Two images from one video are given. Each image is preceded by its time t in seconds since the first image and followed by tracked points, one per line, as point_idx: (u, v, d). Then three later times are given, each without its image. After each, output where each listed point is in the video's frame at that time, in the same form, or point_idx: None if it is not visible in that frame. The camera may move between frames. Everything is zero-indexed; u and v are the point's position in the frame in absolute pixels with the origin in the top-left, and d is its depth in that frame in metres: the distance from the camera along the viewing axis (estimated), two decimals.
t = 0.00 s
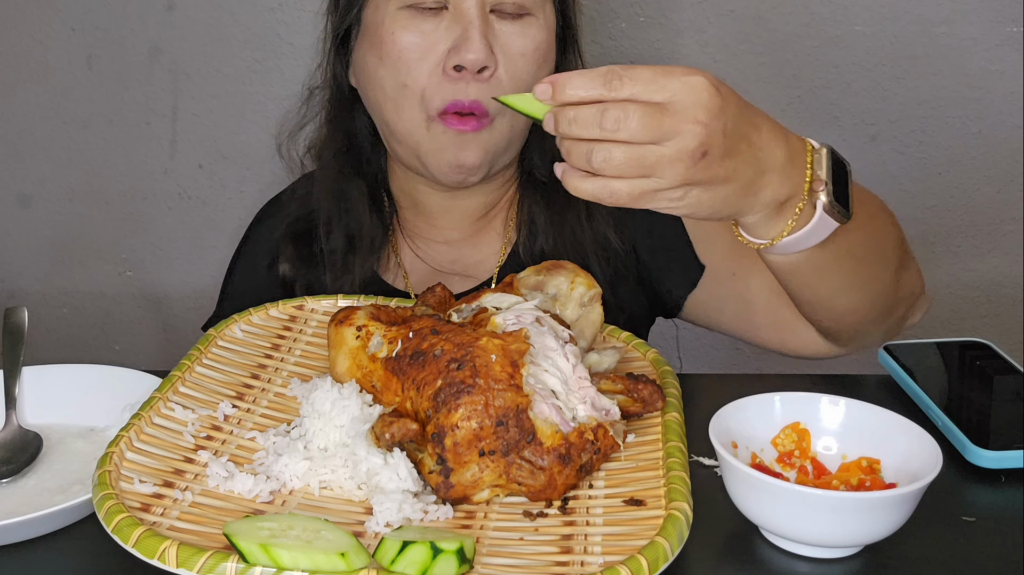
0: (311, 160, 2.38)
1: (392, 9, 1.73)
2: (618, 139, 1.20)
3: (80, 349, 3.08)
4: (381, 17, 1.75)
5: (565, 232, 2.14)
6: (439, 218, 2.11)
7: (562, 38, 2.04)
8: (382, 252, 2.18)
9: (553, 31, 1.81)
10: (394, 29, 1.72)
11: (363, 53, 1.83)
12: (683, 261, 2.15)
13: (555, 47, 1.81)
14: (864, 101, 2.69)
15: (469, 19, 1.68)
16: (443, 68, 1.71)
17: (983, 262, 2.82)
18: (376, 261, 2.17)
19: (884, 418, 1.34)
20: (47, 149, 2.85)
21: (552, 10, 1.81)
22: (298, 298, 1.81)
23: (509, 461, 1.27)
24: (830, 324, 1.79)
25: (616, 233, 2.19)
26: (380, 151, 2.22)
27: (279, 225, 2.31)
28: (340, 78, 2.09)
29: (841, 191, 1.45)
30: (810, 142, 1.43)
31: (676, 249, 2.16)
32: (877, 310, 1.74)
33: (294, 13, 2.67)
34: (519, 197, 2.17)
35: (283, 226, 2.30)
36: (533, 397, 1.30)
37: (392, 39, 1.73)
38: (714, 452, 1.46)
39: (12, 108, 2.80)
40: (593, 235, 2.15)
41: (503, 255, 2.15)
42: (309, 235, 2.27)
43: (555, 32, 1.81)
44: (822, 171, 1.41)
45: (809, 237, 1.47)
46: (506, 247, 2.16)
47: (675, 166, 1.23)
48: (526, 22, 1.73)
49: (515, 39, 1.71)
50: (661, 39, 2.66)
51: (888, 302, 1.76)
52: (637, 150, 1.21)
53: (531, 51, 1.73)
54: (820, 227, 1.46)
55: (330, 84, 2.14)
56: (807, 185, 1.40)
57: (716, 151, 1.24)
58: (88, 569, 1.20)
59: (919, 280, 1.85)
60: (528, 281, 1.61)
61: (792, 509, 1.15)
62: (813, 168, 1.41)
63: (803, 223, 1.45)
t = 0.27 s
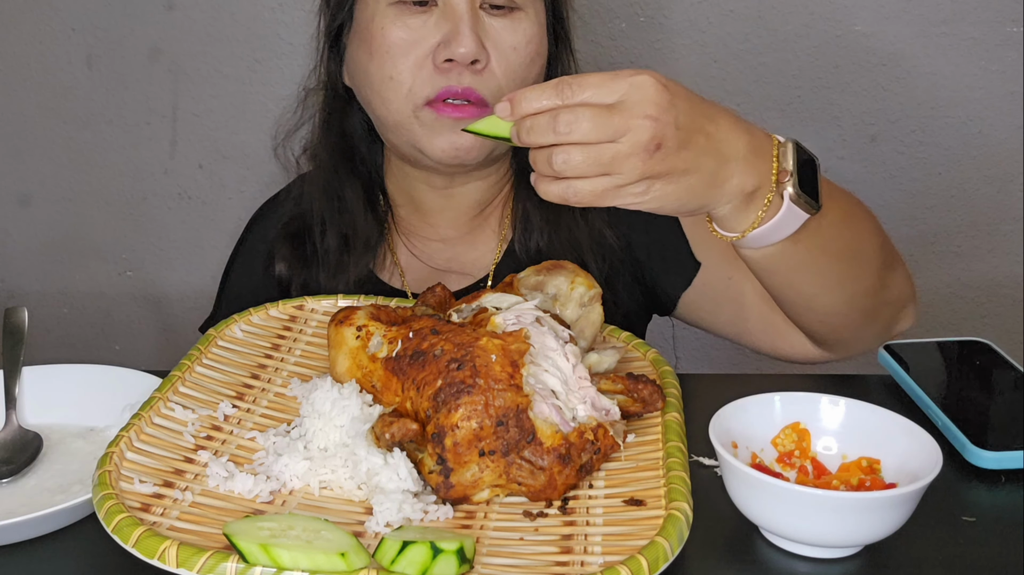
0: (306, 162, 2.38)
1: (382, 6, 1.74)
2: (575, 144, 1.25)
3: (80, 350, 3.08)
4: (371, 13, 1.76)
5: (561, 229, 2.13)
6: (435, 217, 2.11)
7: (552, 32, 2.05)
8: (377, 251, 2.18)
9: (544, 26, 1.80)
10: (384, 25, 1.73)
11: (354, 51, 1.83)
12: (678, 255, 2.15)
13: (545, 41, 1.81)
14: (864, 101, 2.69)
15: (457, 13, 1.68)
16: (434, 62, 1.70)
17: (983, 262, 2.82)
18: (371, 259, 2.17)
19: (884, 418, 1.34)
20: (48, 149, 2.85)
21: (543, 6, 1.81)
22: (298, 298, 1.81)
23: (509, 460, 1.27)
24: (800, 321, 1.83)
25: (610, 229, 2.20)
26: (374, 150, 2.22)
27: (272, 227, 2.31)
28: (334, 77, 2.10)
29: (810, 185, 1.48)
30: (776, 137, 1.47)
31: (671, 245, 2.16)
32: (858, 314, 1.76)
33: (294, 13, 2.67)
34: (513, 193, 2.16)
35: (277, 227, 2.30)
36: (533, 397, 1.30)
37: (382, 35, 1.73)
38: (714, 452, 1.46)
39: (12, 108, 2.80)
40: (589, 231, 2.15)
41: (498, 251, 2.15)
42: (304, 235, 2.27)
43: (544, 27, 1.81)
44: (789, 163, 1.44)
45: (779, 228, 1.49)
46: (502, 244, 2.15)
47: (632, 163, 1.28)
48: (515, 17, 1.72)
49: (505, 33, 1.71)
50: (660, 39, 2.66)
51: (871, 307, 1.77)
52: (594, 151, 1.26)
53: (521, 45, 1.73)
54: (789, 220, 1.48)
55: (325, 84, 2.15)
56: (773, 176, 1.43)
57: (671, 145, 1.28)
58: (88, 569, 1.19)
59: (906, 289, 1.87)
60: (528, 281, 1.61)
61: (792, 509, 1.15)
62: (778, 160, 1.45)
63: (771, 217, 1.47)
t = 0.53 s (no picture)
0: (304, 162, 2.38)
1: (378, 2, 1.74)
2: (540, 126, 1.24)
3: (80, 350, 3.08)
4: (368, 9, 1.76)
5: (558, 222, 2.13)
6: (432, 215, 2.11)
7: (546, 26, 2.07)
8: (374, 250, 2.18)
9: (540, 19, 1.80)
10: (381, 20, 1.73)
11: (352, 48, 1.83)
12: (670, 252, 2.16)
13: (541, 35, 1.81)
14: (864, 101, 2.69)
15: (454, 8, 1.68)
16: (431, 57, 1.70)
17: (983, 262, 2.82)
18: (368, 258, 2.17)
19: (884, 418, 1.35)
20: (48, 149, 2.85)
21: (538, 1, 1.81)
22: (298, 298, 1.81)
23: (509, 461, 1.27)
24: (761, 321, 1.83)
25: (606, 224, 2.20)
26: (371, 149, 2.22)
27: (270, 227, 2.31)
28: (330, 77, 2.10)
29: (776, 187, 1.45)
30: (752, 136, 1.43)
31: (665, 240, 2.17)
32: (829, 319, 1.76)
33: (293, 13, 2.67)
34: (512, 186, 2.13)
35: (275, 227, 2.30)
36: (533, 397, 1.30)
37: (378, 30, 1.73)
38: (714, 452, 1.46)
39: (13, 108, 2.80)
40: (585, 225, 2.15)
41: (495, 248, 2.15)
42: (302, 235, 2.27)
43: (541, 22, 1.81)
44: (759, 165, 1.41)
45: (740, 227, 1.47)
46: (499, 239, 2.15)
47: (595, 151, 1.26)
48: (512, 11, 1.72)
49: (502, 27, 1.71)
50: (660, 39, 2.66)
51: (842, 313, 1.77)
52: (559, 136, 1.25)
53: (518, 39, 1.73)
54: (750, 220, 1.46)
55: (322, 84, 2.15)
56: (740, 176, 1.40)
57: (636, 136, 1.26)
58: (88, 569, 1.20)
59: (879, 304, 1.85)
60: (529, 281, 1.61)
61: (793, 509, 1.15)
62: (749, 160, 1.41)
63: (734, 214, 1.45)
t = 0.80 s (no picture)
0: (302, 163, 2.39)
1: None
2: (496, 129, 1.39)
3: (80, 350, 3.08)
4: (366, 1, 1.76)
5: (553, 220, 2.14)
6: (428, 214, 2.12)
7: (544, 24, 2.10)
8: (373, 250, 2.18)
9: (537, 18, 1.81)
10: (378, 12, 1.73)
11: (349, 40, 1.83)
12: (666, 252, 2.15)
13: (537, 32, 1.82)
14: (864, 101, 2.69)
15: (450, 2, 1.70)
16: (426, 49, 1.70)
17: (983, 262, 2.82)
18: (365, 256, 2.16)
19: (884, 417, 1.35)
20: (48, 149, 2.85)
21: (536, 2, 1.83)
22: (298, 298, 1.81)
23: (509, 461, 1.27)
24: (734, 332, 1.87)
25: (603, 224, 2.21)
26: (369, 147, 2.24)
27: (269, 227, 2.31)
28: (328, 74, 2.12)
29: (727, 199, 1.55)
30: (711, 149, 1.53)
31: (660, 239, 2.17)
32: (799, 332, 1.80)
33: (293, 13, 2.67)
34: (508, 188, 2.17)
35: (274, 227, 2.29)
36: (533, 397, 1.30)
37: (374, 21, 1.73)
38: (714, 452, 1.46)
39: (13, 108, 2.80)
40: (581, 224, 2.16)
41: (492, 246, 2.15)
42: (301, 235, 2.26)
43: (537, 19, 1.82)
44: (711, 176, 1.52)
45: (692, 236, 1.58)
46: (495, 238, 2.16)
47: (544, 154, 1.40)
48: (508, 6, 1.73)
49: (497, 21, 1.72)
50: (660, 39, 2.66)
51: (812, 327, 1.81)
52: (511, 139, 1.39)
53: (514, 34, 1.74)
54: (702, 229, 1.56)
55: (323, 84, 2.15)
56: (692, 189, 1.51)
57: (581, 143, 1.40)
58: (88, 569, 1.19)
59: (855, 323, 1.87)
60: (529, 281, 1.61)
61: (793, 510, 1.15)
62: (704, 173, 1.52)
63: (685, 223, 1.55)
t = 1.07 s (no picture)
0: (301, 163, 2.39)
1: None
2: (475, 138, 1.53)
3: (80, 350, 3.09)
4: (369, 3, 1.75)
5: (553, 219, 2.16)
6: (428, 214, 2.12)
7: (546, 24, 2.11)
8: (373, 251, 2.18)
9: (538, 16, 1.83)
10: (382, 14, 1.72)
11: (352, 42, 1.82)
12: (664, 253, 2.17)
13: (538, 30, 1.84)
14: (864, 101, 2.69)
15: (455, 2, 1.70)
16: (433, 49, 1.70)
17: (983, 262, 2.83)
18: (364, 256, 2.16)
19: (884, 417, 1.35)
20: (48, 149, 2.85)
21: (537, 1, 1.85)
22: (298, 298, 1.81)
23: (509, 461, 1.27)
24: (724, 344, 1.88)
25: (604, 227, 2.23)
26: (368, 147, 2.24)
27: (268, 228, 2.31)
28: (328, 74, 2.11)
29: (697, 213, 1.60)
30: (683, 163, 1.59)
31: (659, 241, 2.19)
32: (788, 342, 1.80)
33: (293, 13, 2.67)
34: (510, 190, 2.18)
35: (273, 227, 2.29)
36: (533, 397, 1.30)
37: (380, 23, 1.72)
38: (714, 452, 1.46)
39: (13, 108, 2.80)
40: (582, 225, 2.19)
41: (492, 247, 2.16)
42: (301, 235, 2.26)
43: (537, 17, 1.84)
44: (681, 191, 1.57)
45: (664, 247, 1.62)
46: (496, 239, 2.16)
47: (517, 164, 1.52)
48: (510, 6, 1.75)
49: (501, 20, 1.73)
50: (660, 39, 2.66)
51: (801, 337, 1.81)
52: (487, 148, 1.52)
53: (518, 32, 1.75)
54: (672, 241, 1.61)
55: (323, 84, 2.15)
56: (662, 201, 1.57)
57: (553, 155, 1.50)
58: (88, 569, 1.19)
59: (845, 334, 1.86)
60: (529, 281, 1.61)
61: (793, 510, 1.15)
62: (676, 187, 1.57)
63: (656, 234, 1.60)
